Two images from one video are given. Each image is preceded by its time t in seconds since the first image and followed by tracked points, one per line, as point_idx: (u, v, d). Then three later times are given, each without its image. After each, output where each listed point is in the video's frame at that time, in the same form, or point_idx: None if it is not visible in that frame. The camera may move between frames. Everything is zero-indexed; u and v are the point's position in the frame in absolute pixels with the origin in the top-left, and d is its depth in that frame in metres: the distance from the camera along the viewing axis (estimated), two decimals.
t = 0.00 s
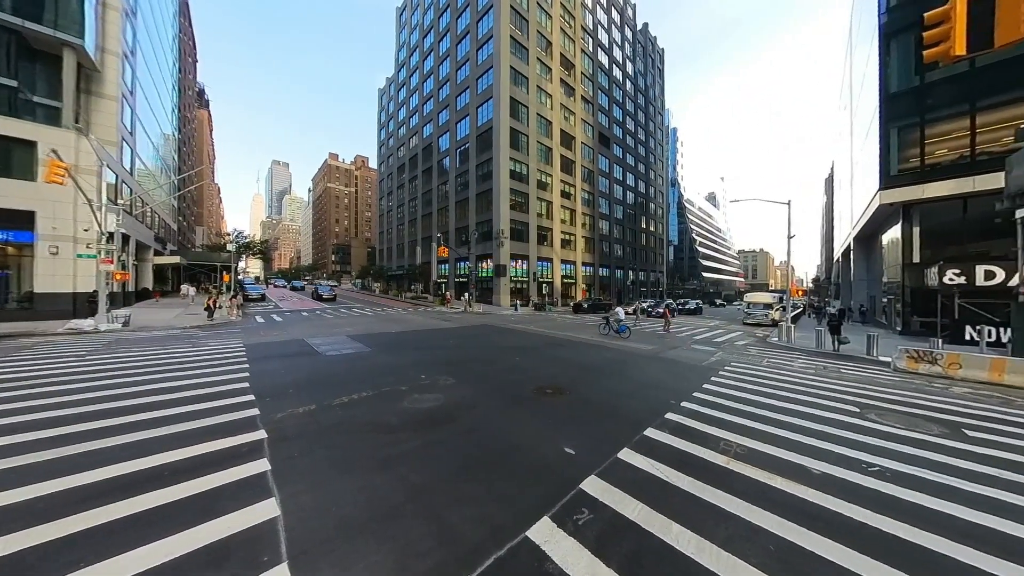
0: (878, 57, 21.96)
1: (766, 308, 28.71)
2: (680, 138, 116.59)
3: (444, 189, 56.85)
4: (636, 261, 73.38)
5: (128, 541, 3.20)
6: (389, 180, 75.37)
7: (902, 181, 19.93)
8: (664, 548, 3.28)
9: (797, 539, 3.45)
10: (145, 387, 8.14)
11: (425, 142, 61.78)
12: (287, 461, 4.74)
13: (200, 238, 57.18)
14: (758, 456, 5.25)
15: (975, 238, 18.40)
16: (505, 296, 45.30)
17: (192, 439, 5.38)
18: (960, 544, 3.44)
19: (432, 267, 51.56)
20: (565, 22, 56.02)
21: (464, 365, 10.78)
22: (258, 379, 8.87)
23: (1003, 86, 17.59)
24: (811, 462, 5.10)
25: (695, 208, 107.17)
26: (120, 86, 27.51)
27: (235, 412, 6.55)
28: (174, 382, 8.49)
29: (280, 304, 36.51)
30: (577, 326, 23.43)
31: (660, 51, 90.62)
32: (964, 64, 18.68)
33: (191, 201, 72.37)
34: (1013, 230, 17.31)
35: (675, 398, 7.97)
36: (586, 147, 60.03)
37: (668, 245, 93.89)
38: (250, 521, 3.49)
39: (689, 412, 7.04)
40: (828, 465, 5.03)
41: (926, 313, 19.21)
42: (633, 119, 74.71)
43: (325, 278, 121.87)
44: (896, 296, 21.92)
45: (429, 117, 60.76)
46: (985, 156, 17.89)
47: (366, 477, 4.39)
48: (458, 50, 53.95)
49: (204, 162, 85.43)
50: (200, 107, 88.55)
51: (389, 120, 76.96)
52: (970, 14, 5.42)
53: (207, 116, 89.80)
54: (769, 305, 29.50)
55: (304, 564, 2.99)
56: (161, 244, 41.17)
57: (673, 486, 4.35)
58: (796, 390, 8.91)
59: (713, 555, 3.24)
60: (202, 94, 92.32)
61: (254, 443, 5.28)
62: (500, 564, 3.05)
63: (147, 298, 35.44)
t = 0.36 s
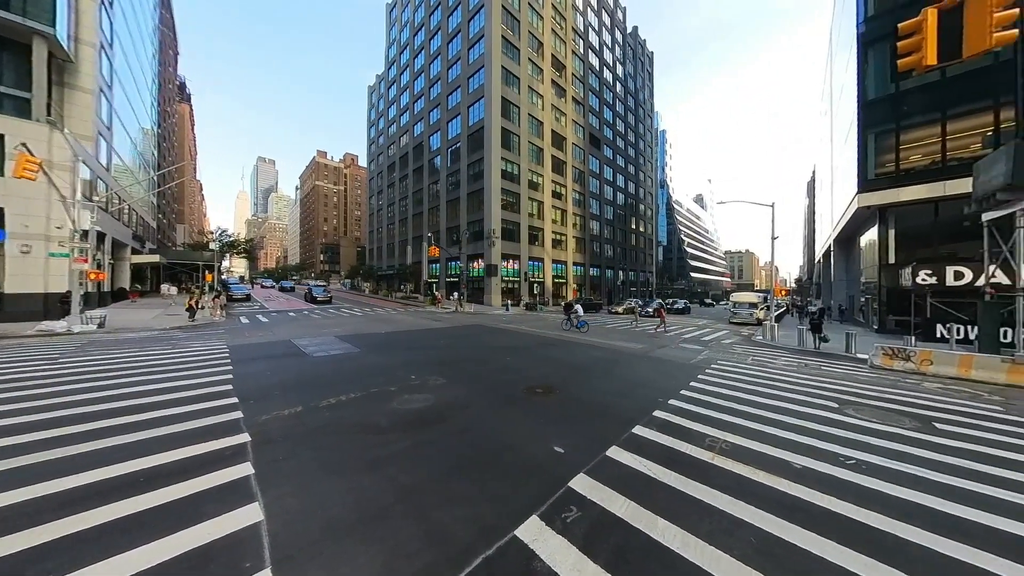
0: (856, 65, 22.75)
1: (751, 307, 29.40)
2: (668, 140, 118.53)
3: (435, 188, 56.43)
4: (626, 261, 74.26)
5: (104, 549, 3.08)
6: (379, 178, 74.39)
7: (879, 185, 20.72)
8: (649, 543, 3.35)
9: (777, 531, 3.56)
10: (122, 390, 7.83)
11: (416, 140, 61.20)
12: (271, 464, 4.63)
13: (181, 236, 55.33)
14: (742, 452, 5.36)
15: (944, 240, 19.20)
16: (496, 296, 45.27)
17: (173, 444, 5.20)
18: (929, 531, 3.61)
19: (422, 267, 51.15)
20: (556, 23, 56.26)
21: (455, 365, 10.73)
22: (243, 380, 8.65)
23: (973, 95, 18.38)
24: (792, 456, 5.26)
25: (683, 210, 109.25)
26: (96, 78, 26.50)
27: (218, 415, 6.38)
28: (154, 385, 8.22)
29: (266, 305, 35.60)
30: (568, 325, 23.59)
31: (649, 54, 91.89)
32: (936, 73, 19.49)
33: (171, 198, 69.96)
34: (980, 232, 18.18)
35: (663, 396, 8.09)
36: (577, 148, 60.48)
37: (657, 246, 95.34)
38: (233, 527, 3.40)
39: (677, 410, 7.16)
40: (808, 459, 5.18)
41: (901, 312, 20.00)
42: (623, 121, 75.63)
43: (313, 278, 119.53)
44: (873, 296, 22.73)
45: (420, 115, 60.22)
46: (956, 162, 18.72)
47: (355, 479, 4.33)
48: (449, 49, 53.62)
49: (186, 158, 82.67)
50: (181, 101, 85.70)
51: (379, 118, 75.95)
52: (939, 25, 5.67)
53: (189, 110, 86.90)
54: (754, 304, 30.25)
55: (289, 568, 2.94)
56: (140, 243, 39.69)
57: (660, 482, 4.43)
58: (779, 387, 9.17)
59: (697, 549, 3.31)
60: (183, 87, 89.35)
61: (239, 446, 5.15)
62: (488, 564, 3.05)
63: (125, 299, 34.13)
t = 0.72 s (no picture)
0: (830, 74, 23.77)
1: (732, 306, 30.38)
2: (654, 143, 120.90)
3: (424, 187, 55.92)
4: (614, 261, 75.42)
5: (80, 556, 3.00)
6: (366, 176, 73.15)
7: (850, 190, 21.76)
8: (629, 534, 3.48)
9: (748, 518, 3.78)
10: (95, 394, 7.52)
11: (404, 139, 60.49)
12: (254, 466, 4.58)
13: (156, 234, 53.10)
14: (720, 444, 5.61)
15: (909, 244, 20.44)
16: (485, 296, 45.26)
17: (149, 449, 5.04)
18: (886, 514, 3.89)
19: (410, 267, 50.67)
20: (545, 25, 56.60)
21: (443, 365, 10.74)
22: (224, 383, 8.43)
23: (935, 106, 19.52)
24: (767, 448, 5.52)
25: (669, 212, 111.65)
26: (63, 67, 25.21)
27: (198, 419, 6.21)
28: (129, 388, 7.93)
29: (248, 305, 34.55)
30: (557, 325, 23.85)
31: (636, 58, 93.48)
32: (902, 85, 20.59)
33: (146, 194, 67.10)
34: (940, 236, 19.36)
35: (646, 393, 8.34)
36: (565, 149, 61.02)
37: (643, 246, 97.23)
38: (215, 530, 3.37)
39: (659, 406, 7.41)
40: (780, 450, 5.47)
41: (869, 310, 21.11)
42: (611, 123, 76.74)
43: (297, 278, 116.67)
44: (845, 295, 23.86)
45: (408, 113, 59.53)
46: (919, 169, 19.86)
47: (341, 479, 4.33)
48: (438, 47, 53.21)
49: (162, 153, 79.38)
50: (156, 94, 82.21)
51: (366, 115, 74.65)
52: (899, 41, 6.04)
53: (165, 103, 83.44)
54: (735, 304, 31.32)
55: (274, 568, 2.95)
56: (113, 241, 37.94)
57: (641, 476, 4.59)
58: (757, 383, 9.55)
59: (674, 537, 3.47)
60: (159, 79, 85.75)
61: (220, 449, 5.06)
62: (474, 558, 3.13)
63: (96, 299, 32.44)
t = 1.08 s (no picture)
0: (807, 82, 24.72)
1: (716, 305, 31.23)
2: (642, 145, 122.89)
3: (412, 186, 55.29)
4: (602, 261, 76.36)
5: (49, 565, 2.89)
6: (353, 174, 71.83)
7: (826, 194, 22.68)
8: (612, 526, 3.58)
9: (726, 508, 3.93)
10: (63, 398, 7.17)
11: (392, 137, 59.68)
12: (236, 469, 4.47)
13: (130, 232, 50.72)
14: (701, 438, 5.80)
15: (879, 246, 21.48)
16: (474, 296, 45.13)
17: (124, 453, 4.85)
18: (853, 500, 4.11)
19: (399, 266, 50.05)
20: (535, 25, 56.81)
21: (431, 364, 10.70)
22: (204, 385, 8.17)
23: (902, 115, 20.59)
24: (745, 441, 5.74)
25: (656, 213, 113.65)
26: (25, 54, 23.89)
27: (176, 422, 6.00)
28: (101, 392, 7.58)
29: (229, 305, 33.42)
30: (546, 324, 23.99)
31: (624, 61, 94.84)
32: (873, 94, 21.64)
33: (118, 190, 64.00)
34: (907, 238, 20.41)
35: (632, 390, 8.53)
36: (555, 150, 61.42)
37: (631, 246, 98.70)
38: (195, 534, 3.29)
39: (644, 403, 7.60)
40: (757, 443, 5.71)
41: (843, 309, 22.10)
42: (599, 125, 77.65)
43: (281, 277, 113.48)
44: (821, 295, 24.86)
45: (397, 111, 58.74)
46: (888, 174, 20.89)
47: (327, 480, 4.29)
48: (427, 45, 52.70)
49: (135, 147, 75.94)
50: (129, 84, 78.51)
51: (353, 112, 73.24)
52: (866, 53, 6.37)
53: (139, 94, 79.78)
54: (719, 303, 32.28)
55: (257, 570, 2.92)
56: (82, 238, 36.06)
57: (626, 470, 4.70)
58: (738, 379, 9.88)
59: (656, 528, 3.58)
60: (132, 70, 81.95)
61: (200, 452, 4.92)
62: (460, 553, 3.17)
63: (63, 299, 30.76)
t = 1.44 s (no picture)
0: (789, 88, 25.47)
1: (703, 305, 31.97)
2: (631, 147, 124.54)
3: (403, 185, 54.77)
4: (592, 261, 77.14)
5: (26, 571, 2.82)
6: (342, 172, 70.65)
7: (807, 196, 23.47)
8: (599, 518, 3.69)
9: (708, 498, 4.09)
10: (37, 402, 6.91)
11: (382, 135, 58.97)
12: (223, 471, 4.42)
13: (105, 230, 48.72)
14: (685, 433, 5.99)
15: (856, 247, 22.30)
16: (465, 296, 44.98)
17: (105, 457, 4.73)
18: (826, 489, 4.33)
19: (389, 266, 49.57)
20: (526, 26, 56.93)
21: (422, 364, 10.67)
22: (188, 387, 7.99)
23: (878, 122, 21.45)
24: (727, 436, 5.95)
25: (645, 214, 115.44)
26: None
27: (159, 425, 5.86)
28: (78, 395, 7.32)
29: (213, 306, 32.35)
30: (537, 324, 24.18)
31: (614, 64, 95.99)
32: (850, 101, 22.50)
33: (93, 186, 61.49)
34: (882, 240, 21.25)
35: (620, 388, 8.71)
36: (546, 150, 61.71)
37: (621, 246, 99.98)
38: (182, 536, 3.26)
39: (632, 399, 7.77)
40: (739, 436, 5.93)
41: (823, 309, 22.92)
42: (590, 126, 78.37)
43: (267, 277, 110.79)
44: (802, 294, 25.73)
45: (386, 109, 58.09)
46: (864, 179, 21.75)
47: (316, 480, 4.28)
48: (417, 43, 52.29)
49: (111, 142, 73.11)
50: (105, 76, 75.37)
51: (341, 109, 72.09)
52: (838, 64, 6.67)
53: (115, 87, 76.73)
54: (705, 302, 33.03)
55: (246, 570, 2.92)
56: (53, 236, 34.53)
57: (612, 465, 4.82)
58: (723, 377, 10.17)
59: (641, 520, 3.70)
60: (107, 61, 78.67)
61: (185, 455, 4.83)
62: (451, 548, 3.23)
63: (35, 300, 29.42)
